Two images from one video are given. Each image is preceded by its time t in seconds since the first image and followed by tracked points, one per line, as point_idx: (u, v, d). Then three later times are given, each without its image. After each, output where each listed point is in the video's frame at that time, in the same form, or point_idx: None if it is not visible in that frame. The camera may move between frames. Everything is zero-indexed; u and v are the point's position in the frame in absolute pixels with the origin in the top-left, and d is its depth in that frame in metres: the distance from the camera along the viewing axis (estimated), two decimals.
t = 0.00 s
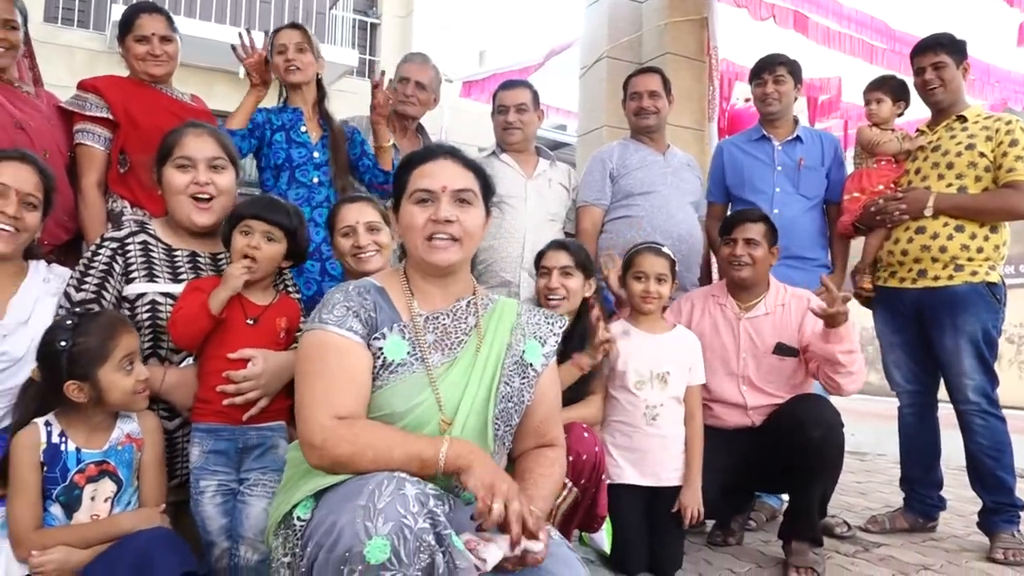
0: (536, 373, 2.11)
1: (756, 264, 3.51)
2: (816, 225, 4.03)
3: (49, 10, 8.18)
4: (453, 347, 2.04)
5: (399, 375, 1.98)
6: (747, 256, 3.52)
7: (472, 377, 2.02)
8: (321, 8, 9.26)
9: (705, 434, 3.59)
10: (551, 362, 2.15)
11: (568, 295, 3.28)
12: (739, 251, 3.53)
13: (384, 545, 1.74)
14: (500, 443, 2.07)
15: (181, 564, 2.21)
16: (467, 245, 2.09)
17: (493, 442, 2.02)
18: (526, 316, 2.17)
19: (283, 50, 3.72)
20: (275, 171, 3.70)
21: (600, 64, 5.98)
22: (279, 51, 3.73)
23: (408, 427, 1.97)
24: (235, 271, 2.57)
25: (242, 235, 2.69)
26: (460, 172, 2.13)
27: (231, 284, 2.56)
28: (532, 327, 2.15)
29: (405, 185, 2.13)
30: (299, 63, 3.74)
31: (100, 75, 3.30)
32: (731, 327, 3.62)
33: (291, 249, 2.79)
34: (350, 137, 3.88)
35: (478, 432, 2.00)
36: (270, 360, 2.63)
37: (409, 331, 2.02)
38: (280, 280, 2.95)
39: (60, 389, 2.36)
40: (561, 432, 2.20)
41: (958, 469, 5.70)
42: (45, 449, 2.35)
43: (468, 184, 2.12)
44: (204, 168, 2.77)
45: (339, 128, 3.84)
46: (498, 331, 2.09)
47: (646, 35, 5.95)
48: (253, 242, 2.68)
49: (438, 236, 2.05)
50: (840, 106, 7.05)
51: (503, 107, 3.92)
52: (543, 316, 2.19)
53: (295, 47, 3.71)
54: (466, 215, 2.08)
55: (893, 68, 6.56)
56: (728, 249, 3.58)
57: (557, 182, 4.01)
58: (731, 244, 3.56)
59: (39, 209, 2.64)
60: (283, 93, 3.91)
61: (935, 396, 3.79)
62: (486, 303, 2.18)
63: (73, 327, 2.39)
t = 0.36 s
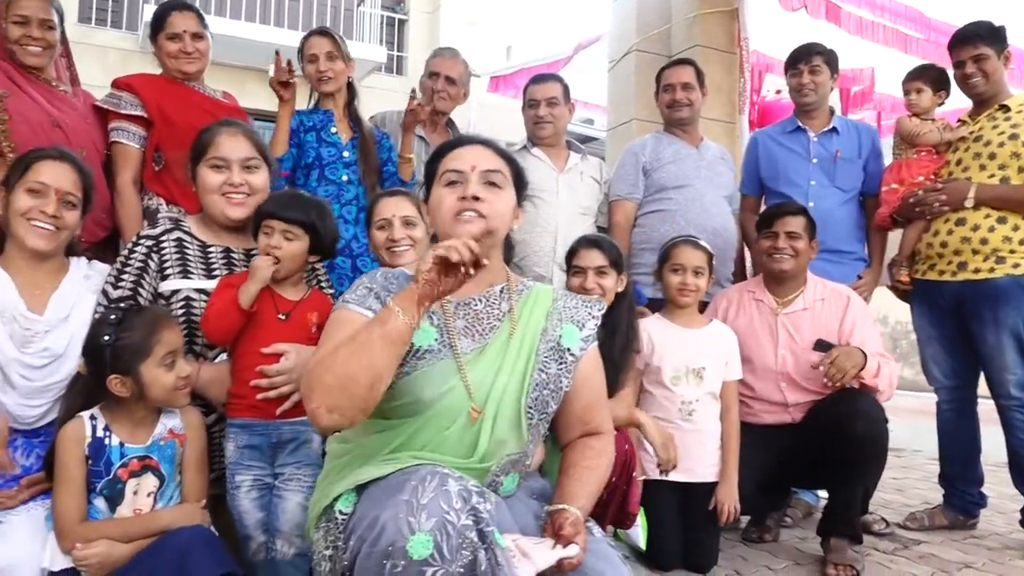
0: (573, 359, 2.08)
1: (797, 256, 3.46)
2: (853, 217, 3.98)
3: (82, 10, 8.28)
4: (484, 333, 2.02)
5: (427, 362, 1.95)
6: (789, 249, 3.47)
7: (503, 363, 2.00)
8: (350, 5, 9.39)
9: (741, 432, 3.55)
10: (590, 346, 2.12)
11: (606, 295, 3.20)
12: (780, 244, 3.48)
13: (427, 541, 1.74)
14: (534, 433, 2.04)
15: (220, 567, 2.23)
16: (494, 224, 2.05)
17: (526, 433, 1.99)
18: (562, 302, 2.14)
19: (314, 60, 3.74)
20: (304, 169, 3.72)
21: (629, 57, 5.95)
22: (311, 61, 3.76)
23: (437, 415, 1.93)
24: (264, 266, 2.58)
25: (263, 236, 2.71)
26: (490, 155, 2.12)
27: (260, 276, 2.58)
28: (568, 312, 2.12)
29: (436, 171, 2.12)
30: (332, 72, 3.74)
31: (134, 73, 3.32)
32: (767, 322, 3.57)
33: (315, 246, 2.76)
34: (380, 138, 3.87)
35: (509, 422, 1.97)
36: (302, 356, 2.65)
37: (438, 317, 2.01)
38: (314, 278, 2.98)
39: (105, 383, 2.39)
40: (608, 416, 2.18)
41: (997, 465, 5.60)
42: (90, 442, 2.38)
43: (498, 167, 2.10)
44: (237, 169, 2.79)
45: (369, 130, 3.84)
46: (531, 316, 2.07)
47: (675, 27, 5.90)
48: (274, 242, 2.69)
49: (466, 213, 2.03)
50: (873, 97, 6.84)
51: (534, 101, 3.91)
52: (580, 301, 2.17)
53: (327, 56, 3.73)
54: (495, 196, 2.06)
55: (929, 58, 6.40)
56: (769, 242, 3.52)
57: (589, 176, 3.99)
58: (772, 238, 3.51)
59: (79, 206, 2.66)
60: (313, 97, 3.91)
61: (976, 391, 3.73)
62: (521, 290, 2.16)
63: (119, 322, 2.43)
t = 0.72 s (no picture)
0: (620, 372, 2.06)
1: (848, 253, 3.40)
2: (902, 211, 3.90)
3: (126, 15, 8.42)
4: (533, 350, 1.99)
5: (478, 381, 1.94)
6: (840, 245, 3.40)
7: (554, 380, 1.96)
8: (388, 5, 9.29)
9: (789, 432, 3.50)
10: (635, 359, 2.10)
11: (651, 293, 3.17)
12: (831, 241, 3.40)
13: (476, 541, 1.73)
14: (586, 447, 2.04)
15: (273, 565, 2.24)
16: (541, 254, 2.02)
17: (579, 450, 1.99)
18: (609, 312, 2.10)
19: (359, 51, 3.75)
20: (349, 169, 3.73)
21: (668, 52, 5.89)
22: (356, 53, 3.76)
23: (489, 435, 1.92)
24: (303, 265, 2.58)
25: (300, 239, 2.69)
26: (541, 177, 2.04)
27: (300, 277, 2.58)
28: (615, 324, 2.09)
29: (482, 186, 2.06)
30: (376, 62, 3.75)
31: (179, 77, 3.36)
32: (815, 323, 3.51)
33: (349, 247, 2.72)
34: (421, 133, 3.85)
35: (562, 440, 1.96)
36: (350, 353, 2.65)
37: (486, 335, 1.98)
38: (357, 276, 2.97)
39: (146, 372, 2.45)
40: (654, 426, 2.16)
41: None
42: (142, 440, 2.41)
43: (548, 191, 2.02)
44: (280, 170, 2.80)
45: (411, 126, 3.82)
46: (579, 330, 2.03)
47: (714, 21, 5.82)
48: (310, 245, 2.66)
49: (511, 243, 1.98)
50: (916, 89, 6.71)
51: (574, 98, 3.88)
52: (625, 311, 2.13)
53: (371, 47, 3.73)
54: (541, 223, 2.00)
55: (976, 48, 6.32)
56: (820, 238, 3.44)
57: (630, 173, 3.95)
58: (823, 234, 3.43)
59: (132, 209, 2.69)
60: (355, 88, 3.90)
61: None
62: (566, 299, 2.13)
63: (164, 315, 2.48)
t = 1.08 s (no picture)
0: (667, 372, 2.06)
1: (894, 251, 3.34)
2: (949, 206, 3.83)
3: (166, 20, 8.56)
4: (582, 351, 1.98)
5: (528, 383, 1.94)
6: (886, 244, 3.34)
7: (604, 382, 1.96)
8: (422, 6, 9.52)
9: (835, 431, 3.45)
10: (681, 359, 2.09)
11: (697, 292, 3.14)
12: (877, 240, 3.35)
13: (535, 548, 1.74)
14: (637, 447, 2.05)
15: (322, 565, 2.26)
16: (593, 248, 2.01)
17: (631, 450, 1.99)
18: (655, 311, 2.08)
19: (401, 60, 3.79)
20: (383, 172, 3.74)
21: (705, 49, 5.84)
22: (398, 61, 3.80)
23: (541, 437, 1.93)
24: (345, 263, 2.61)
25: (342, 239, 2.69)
26: (588, 174, 2.03)
27: (344, 280, 2.61)
28: (661, 323, 2.07)
29: (528, 185, 2.05)
30: (417, 74, 3.80)
31: (227, 80, 3.40)
32: (860, 322, 3.45)
33: (391, 247, 2.72)
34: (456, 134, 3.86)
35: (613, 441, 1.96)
36: (396, 354, 2.67)
37: (534, 336, 1.97)
38: (402, 277, 2.99)
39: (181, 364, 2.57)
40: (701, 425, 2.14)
41: None
42: (189, 437, 2.44)
43: (596, 186, 2.02)
44: (327, 171, 2.82)
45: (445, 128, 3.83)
46: (627, 330, 2.01)
47: (752, 16, 5.75)
48: (352, 245, 2.66)
49: (564, 241, 1.97)
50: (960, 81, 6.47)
51: (614, 95, 3.86)
52: (671, 309, 2.11)
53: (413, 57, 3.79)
54: (591, 218, 1.99)
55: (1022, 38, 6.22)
56: (865, 237, 3.39)
57: (671, 170, 3.91)
58: (868, 233, 3.37)
59: (180, 211, 2.73)
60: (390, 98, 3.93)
61: None
62: (612, 297, 2.10)
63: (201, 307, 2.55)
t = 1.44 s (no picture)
0: (710, 373, 2.04)
1: (937, 251, 3.30)
2: (989, 203, 3.78)
3: (197, 23, 8.66)
4: (626, 354, 1.97)
5: (573, 388, 1.92)
6: (928, 244, 3.30)
7: (649, 384, 1.94)
8: (449, 6, 9.55)
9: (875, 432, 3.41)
10: (724, 360, 2.07)
11: (740, 295, 3.12)
12: (919, 239, 3.31)
13: (583, 553, 1.74)
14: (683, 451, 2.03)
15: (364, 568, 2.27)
16: (635, 242, 1.99)
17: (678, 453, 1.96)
18: (697, 312, 2.07)
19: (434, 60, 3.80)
20: (417, 173, 3.75)
21: (735, 46, 5.81)
22: (431, 61, 3.82)
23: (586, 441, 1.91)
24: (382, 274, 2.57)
25: (384, 244, 2.70)
26: (625, 169, 2.03)
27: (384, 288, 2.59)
28: (703, 324, 2.06)
29: (567, 183, 2.04)
30: (450, 73, 3.81)
31: (266, 84, 3.43)
32: (899, 322, 3.40)
33: (433, 250, 2.73)
34: (489, 134, 3.86)
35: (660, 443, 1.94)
36: (436, 356, 2.66)
37: (578, 340, 1.97)
38: (439, 278, 3.00)
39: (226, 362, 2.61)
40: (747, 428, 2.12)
41: None
42: (232, 437, 2.47)
43: (633, 180, 2.01)
44: (367, 174, 2.83)
45: (479, 128, 3.85)
46: (669, 332, 2.00)
47: (782, 13, 5.70)
48: (395, 251, 2.68)
49: (604, 234, 1.96)
50: (996, 75, 6.38)
51: (647, 95, 3.84)
52: (713, 310, 2.09)
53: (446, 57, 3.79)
54: (632, 211, 1.98)
55: None
56: (906, 236, 3.34)
57: (705, 170, 3.88)
58: (909, 232, 3.33)
59: (220, 214, 2.75)
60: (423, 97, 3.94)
61: None
62: (653, 300, 2.09)
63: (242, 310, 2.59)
